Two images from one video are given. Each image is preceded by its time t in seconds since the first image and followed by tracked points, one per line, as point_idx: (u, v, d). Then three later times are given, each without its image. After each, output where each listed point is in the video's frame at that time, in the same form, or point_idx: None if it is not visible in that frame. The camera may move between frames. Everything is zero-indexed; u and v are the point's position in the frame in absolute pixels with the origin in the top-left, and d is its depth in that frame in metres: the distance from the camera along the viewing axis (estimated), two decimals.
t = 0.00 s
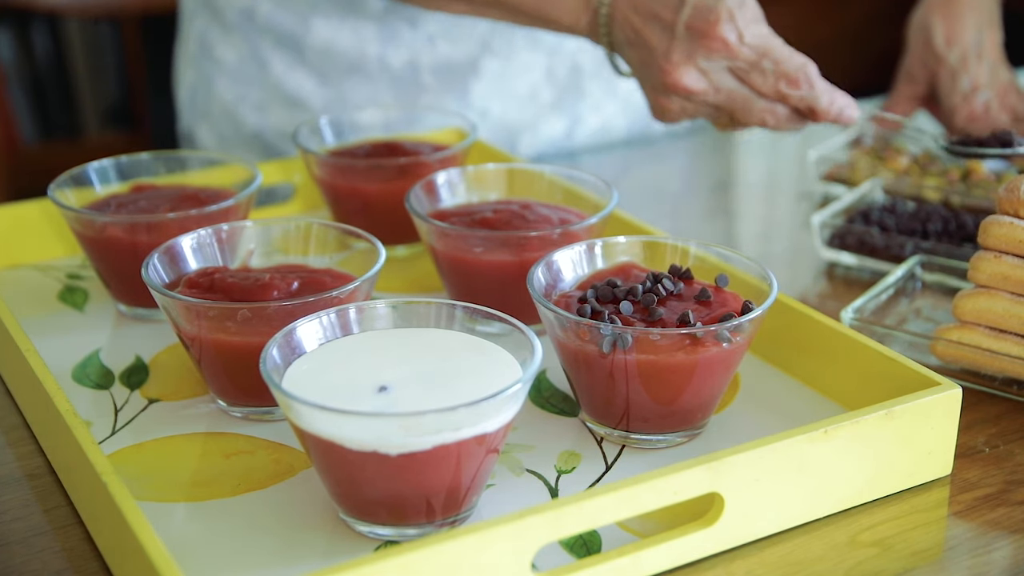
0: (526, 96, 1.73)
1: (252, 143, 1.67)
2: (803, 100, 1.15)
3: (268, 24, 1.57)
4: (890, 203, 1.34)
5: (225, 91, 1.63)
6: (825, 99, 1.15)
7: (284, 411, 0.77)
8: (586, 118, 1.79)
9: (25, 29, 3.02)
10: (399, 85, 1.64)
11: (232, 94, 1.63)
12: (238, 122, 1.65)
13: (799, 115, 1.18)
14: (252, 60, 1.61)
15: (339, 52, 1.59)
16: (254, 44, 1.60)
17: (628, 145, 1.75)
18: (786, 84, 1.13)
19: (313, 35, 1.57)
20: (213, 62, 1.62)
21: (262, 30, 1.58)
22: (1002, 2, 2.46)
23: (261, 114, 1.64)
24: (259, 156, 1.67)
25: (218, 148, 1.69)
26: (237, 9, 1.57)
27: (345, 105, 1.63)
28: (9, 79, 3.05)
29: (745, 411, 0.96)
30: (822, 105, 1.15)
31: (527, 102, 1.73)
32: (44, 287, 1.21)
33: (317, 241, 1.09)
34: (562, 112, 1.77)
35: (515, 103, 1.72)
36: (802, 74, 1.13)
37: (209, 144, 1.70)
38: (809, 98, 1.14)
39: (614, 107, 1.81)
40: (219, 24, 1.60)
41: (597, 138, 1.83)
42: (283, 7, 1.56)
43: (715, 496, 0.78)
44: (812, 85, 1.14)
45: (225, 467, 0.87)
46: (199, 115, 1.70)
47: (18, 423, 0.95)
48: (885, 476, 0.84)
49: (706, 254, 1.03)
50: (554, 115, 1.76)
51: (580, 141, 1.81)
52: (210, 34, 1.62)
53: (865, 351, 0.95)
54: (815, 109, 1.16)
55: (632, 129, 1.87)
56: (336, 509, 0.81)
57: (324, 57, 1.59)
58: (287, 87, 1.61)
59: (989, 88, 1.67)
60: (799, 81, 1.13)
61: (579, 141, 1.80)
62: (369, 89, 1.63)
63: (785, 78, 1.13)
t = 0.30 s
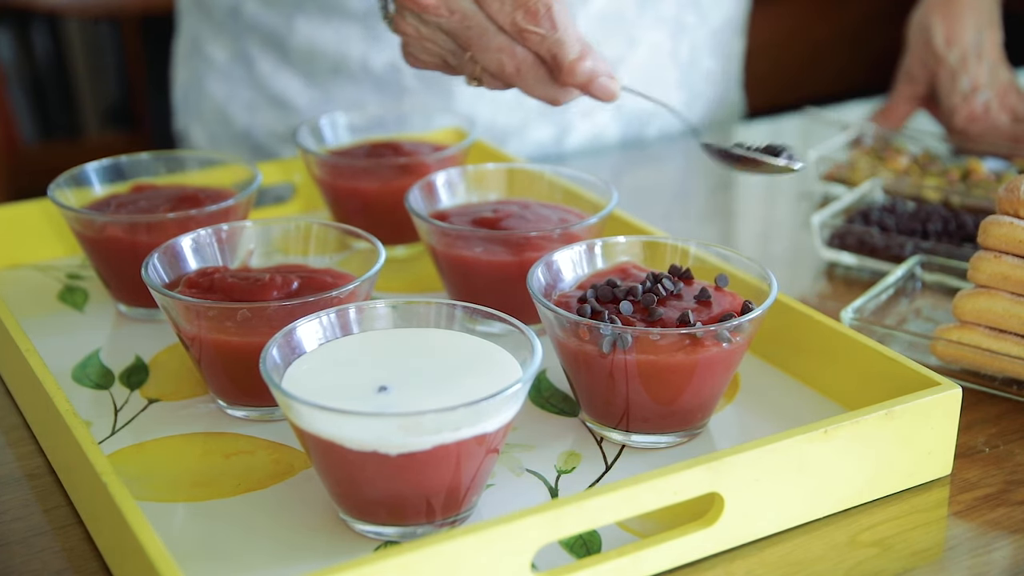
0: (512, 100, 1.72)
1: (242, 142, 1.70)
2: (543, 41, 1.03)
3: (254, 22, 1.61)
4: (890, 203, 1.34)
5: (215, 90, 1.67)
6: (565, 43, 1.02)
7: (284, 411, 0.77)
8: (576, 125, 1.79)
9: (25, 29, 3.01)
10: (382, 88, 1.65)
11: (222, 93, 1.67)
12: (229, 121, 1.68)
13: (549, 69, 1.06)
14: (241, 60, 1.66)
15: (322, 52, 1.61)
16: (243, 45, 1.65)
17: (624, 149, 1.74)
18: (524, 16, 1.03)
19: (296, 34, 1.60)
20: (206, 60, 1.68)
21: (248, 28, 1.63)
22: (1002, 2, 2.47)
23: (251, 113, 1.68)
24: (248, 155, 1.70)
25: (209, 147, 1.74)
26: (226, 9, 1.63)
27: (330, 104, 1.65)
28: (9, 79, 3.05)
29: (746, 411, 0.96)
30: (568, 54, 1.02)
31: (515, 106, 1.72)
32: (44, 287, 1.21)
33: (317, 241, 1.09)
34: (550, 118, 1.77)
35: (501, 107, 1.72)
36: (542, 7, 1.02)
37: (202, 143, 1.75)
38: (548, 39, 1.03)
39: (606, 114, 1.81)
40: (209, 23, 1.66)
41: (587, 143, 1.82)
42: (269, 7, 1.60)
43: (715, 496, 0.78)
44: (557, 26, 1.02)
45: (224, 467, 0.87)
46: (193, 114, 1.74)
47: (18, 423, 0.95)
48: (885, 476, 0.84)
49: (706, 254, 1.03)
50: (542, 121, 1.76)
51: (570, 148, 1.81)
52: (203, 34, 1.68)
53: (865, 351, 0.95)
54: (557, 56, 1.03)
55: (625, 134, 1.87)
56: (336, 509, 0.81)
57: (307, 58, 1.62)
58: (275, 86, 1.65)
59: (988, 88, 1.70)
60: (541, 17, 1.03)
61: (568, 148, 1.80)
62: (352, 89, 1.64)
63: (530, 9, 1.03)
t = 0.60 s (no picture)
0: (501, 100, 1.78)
1: (233, 143, 1.75)
2: (454, 76, 0.94)
3: (244, 22, 1.63)
4: (890, 203, 1.34)
5: (206, 91, 1.72)
6: (476, 82, 0.94)
7: (283, 411, 0.77)
8: (566, 125, 1.88)
9: (25, 29, 3.01)
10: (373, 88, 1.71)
11: (213, 95, 1.72)
12: (219, 122, 1.73)
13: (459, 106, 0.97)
14: (229, 60, 1.70)
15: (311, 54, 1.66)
16: (231, 46, 1.68)
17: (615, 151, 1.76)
18: (437, 46, 0.94)
19: (285, 35, 1.64)
20: (196, 61, 1.71)
21: (238, 29, 1.65)
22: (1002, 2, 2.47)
23: (241, 114, 1.72)
24: (239, 155, 1.75)
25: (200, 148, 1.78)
26: (215, 9, 1.64)
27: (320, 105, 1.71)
28: (9, 79, 3.04)
29: (746, 411, 0.96)
30: (479, 94, 0.93)
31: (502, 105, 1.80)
32: (44, 287, 1.21)
33: (317, 241, 1.09)
34: (541, 118, 1.86)
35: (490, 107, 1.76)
36: (458, 40, 0.93)
37: (192, 144, 1.79)
38: (459, 75, 0.94)
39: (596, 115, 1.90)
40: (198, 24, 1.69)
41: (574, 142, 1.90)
42: (259, 9, 1.63)
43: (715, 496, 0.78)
44: (471, 62, 0.94)
45: (224, 467, 0.87)
46: (184, 113, 1.79)
47: (18, 423, 0.95)
48: (885, 476, 0.84)
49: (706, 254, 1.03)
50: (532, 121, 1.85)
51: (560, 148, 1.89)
52: (192, 34, 1.71)
53: (865, 351, 0.95)
54: (467, 94, 0.94)
55: (616, 134, 1.96)
56: (335, 509, 0.81)
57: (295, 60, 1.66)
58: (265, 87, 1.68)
59: (988, 88, 1.70)
60: (455, 50, 0.94)
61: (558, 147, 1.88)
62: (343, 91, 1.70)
63: (441, 38, 0.93)
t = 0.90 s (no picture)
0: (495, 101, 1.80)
1: (229, 142, 1.75)
2: (441, 73, 0.94)
3: (239, 22, 1.64)
4: (890, 203, 1.33)
5: (202, 90, 1.73)
6: (464, 78, 0.94)
7: (283, 411, 0.77)
8: (561, 126, 1.88)
9: (25, 29, 3.01)
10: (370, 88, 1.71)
11: (209, 94, 1.73)
12: (216, 121, 1.74)
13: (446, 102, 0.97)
14: (225, 60, 1.70)
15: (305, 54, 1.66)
16: (226, 46, 1.68)
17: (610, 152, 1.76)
18: (424, 43, 0.94)
19: (280, 35, 1.63)
20: (192, 60, 1.72)
21: (234, 28, 1.65)
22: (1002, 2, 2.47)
23: (237, 113, 1.72)
24: (235, 154, 1.75)
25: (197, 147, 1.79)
26: (211, 9, 1.65)
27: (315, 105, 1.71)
28: (9, 80, 3.04)
29: (746, 410, 0.96)
30: (466, 91, 0.94)
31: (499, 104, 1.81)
32: (44, 287, 1.21)
33: (317, 241, 1.09)
34: (535, 119, 1.86)
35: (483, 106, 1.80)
36: (444, 36, 0.93)
37: (190, 144, 1.79)
38: (446, 72, 0.94)
39: (592, 115, 1.90)
40: (195, 24, 1.70)
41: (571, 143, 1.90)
42: (254, 8, 1.63)
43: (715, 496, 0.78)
44: (457, 58, 0.94)
45: (224, 467, 0.87)
46: (180, 113, 1.79)
47: (18, 423, 0.95)
48: (885, 476, 0.84)
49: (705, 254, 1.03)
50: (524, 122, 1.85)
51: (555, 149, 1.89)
52: (188, 33, 1.72)
53: (866, 351, 0.95)
54: (454, 90, 0.94)
55: (612, 135, 1.96)
56: (336, 509, 0.81)
57: (290, 60, 1.66)
58: (259, 88, 1.68)
59: (988, 88, 1.70)
60: (441, 47, 0.93)
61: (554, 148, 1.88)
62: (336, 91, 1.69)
63: (428, 35, 0.93)
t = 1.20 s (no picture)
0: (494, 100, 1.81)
1: (227, 141, 1.75)
2: (423, 69, 0.95)
3: (239, 21, 1.64)
4: (890, 203, 1.33)
5: (201, 89, 1.73)
6: (444, 73, 0.94)
7: (283, 411, 0.77)
8: (559, 125, 1.88)
9: (25, 29, 3.01)
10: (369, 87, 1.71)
11: (208, 92, 1.73)
12: (215, 120, 1.74)
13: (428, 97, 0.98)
14: (224, 59, 1.70)
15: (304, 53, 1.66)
16: (226, 45, 1.68)
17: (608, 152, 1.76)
18: (406, 39, 0.95)
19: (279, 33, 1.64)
20: (192, 59, 1.72)
21: (233, 28, 1.65)
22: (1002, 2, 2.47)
23: (236, 112, 1.72)
24: (235, 153, 1.75)
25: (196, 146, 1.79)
26: (210, 7, 1.65)
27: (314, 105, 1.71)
28: (9, 79, 3.04)
29: (746, 410, 0.96)
30: (448, 86, 0.94)
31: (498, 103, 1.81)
32: (44, 287, 1.21)
33: (317, 241, 1.09)
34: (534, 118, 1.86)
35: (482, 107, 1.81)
36: (427, 32, 0.94)
37: (189, 143, 1.79)
38: (428, 67, 0.95)
39: (590, 114, 1.90)
40: (194, 23, 1.70)
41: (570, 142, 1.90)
42: (253, 7, 1.63)
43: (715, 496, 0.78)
44: (439, 54, 0.94)
45: (224, 467, 0.87)
46: (180, 113, 1.79)
47: (18, 423, 0.95)
48: (885, 476, 0.84)
49: (706, 254, 1.03)
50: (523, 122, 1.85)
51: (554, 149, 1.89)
52: (188, 32, 1.71)
53: (865, 351, 0.95)
54: (435, 86, 0.95)
55: (610, 134, 1.95)
56: (336, 509, 0.81)
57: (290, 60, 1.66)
58: (258, 87, 1.68)
59: (988, 88, 1.70)
60: (423, 43, 0.94)
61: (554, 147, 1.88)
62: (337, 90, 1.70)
63: (411, 30, 0.94)
